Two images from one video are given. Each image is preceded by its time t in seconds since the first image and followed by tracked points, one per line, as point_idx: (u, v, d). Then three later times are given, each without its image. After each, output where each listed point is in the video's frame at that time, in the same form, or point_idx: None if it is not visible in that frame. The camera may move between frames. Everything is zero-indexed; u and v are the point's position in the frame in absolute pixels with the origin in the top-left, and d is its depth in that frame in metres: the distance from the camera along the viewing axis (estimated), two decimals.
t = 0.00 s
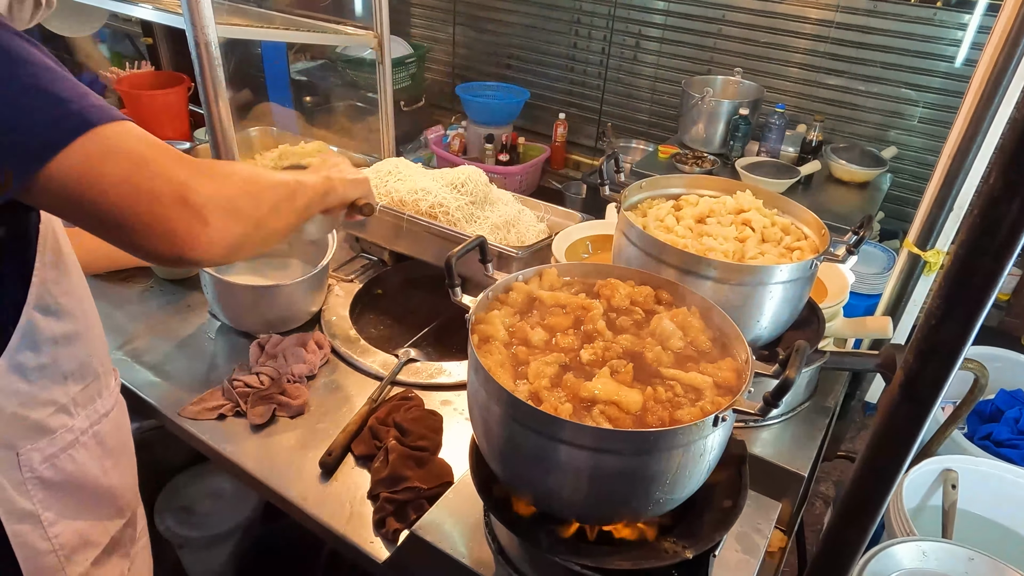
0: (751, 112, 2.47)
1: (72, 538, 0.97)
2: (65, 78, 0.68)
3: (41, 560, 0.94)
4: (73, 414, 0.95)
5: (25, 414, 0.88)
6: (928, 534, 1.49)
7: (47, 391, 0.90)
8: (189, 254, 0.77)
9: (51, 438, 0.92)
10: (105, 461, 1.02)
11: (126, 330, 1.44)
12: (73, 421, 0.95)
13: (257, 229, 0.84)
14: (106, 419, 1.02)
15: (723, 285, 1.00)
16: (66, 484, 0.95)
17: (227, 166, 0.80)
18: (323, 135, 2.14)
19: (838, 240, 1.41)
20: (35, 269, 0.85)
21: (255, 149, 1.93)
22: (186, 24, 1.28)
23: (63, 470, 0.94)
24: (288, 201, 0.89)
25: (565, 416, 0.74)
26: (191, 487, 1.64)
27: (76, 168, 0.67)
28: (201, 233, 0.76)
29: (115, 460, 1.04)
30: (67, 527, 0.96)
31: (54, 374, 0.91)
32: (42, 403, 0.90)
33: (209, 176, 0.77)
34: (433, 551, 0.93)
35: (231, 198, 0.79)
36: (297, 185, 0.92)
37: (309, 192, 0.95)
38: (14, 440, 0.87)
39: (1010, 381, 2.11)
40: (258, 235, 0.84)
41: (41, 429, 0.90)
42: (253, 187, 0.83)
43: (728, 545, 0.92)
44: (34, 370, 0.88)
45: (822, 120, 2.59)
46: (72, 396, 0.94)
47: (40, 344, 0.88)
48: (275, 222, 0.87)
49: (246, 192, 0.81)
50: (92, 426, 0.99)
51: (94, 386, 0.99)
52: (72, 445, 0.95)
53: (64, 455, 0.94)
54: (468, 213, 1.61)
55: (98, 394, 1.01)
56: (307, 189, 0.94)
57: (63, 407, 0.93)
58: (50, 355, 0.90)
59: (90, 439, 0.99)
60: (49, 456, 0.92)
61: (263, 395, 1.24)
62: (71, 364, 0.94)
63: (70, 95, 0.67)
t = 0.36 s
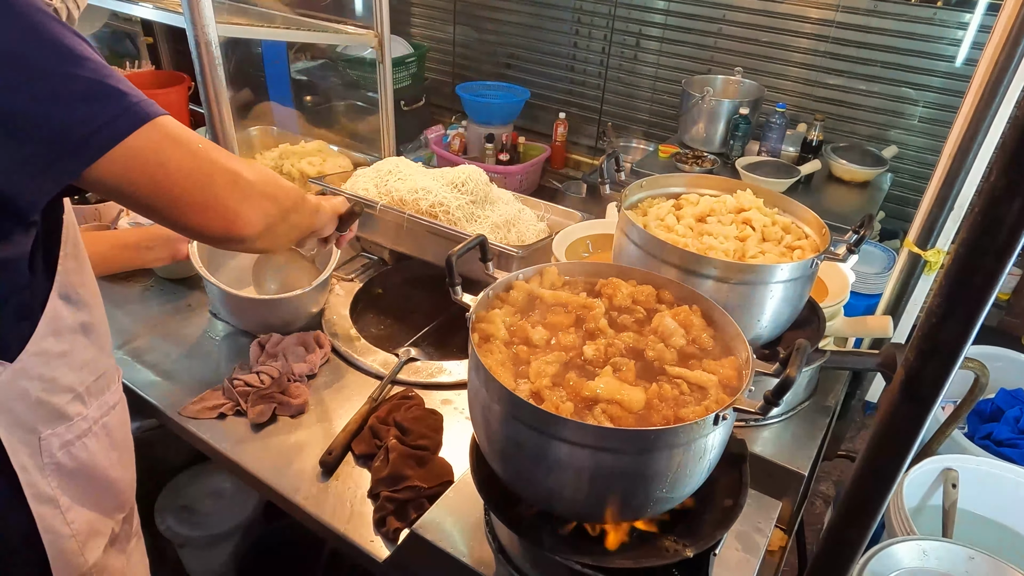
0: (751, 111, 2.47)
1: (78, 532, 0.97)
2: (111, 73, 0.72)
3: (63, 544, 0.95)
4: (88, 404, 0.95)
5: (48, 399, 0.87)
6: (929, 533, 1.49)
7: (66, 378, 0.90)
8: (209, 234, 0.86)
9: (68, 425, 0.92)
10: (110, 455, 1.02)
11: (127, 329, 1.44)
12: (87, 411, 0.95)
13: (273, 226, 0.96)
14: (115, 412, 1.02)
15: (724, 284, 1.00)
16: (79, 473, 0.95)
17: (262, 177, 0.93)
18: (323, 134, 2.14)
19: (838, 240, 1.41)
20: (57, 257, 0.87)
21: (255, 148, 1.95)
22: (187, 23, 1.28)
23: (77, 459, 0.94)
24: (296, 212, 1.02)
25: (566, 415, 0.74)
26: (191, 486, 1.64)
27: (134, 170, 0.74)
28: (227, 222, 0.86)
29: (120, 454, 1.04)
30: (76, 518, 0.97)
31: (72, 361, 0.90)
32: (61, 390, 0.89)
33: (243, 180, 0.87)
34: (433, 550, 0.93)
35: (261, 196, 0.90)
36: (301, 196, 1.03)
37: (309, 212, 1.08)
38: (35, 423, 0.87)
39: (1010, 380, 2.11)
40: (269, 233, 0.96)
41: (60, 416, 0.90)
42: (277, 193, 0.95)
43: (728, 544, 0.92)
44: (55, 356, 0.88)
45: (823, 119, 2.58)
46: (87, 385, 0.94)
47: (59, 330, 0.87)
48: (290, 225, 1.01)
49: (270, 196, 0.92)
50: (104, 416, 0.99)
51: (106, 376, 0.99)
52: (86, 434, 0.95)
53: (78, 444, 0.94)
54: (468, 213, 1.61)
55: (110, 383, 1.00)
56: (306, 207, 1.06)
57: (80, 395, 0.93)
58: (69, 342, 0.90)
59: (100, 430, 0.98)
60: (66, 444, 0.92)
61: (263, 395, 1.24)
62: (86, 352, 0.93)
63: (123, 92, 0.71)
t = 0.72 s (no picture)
0: (752, 111, 2.47)
1: (74, 533, 0.97)
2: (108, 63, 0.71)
3: (57, 547, 0.95)
4: (86, 405, 0.95)
5: (44, 401, 0.87)
6: (930, 534, 1.49)
7: (63, 380, 0.89)
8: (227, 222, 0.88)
9: (66, 427, 0.91)
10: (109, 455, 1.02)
11: (127, 329, 1.44)
12: (85, 412, 0.95)
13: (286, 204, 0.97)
14: (114, 413, 1.01)
15: (725, 284, 1.00)
16: (76, 476, 0.95)
17: (265, 154, 0.93)
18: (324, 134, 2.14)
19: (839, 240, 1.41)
20: (53, 255, 0.88)
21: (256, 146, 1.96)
22: (188, 22, 1.28)
23: (74, 461, 0.94)
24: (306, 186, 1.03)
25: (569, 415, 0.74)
26: (192, 485, 1.64)
27: (145, 162, 0.75)
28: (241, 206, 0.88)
29: (119, 454, 1.04)
30: (74, 520, 0.97)
31: (69, 364, 0.90)
32: (58, 392, 0.89)
33: (246, 162, 0.87)
34: (434, 550, 0.93)
35: (267, 179, 0.91)
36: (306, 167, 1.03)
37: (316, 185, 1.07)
38: (31, 426, 0.87)
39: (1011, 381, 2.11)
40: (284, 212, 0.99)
41: (57, 419, 0.90)
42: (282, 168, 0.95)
43: (730, 544, 0.92)
44: (51, 359, 0.87)
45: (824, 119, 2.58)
46: (85, 387, 0.94)
47: (55, 333, 0.87)
48: (300, 202, 1.02)
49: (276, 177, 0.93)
50: (102, 418, 0.98)
51: (105, 377, 0.99)
52: (84, 436, 0.95)
53: (76, 445, 0.94)
54: (469, 212, 1.61)
55: (109, 384, 1.00)
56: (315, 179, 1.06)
57: (77, 397, 0.93)
58: (66, 344, 0.89)
59: (100, 431, 0.98)
60: (62, 446, 0.91)
61: (264, 394, 1.24)
62: (85, 353, 0.93)
63: (125, 85, 0.71)
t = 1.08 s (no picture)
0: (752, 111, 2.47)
1: (56, 540, 0.95)
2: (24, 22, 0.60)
3: (47, 552, 0.94)
4: (71, 409, 0.95)
5: (19, 408, 0.87)
6: (930, 536, 1.49)
7: (42, 386, 0.90)
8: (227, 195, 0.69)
9: (46, 433, 0.91)
10: (103, 457, 1.02)
11: (127, 330, 1.44)
12: (70, 416, 0.95)
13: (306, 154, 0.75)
14: (105, 416, 1.02)
15: (725, 287, 1.00)
16: (60, 480, 0.94)
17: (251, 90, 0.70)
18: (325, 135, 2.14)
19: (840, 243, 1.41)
20: (31, 261, 0.85)
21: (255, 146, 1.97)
22: (188, 24, 1.28)
23: (58, 465, 0.94)
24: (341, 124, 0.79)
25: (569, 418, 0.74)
26: (192, 485, 1.64)
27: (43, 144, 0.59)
28: (230, 171, 0.67)
29: (113, 457, 1.03)
30: (56, 525, 0.95)
31: (48, 369, 0.90)
32: (36, 398, 0.89)
33: (214, 110, 0.66)
34: (434, 552, 0.93)
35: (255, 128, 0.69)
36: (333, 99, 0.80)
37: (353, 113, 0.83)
38: (8, 432, 0.86)
39: (1012, 382, 2.11)
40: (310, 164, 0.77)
41: (36, 424, 0.90)
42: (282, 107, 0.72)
43: (730, 547, 0.92)
44: (28, 365, 0.87)
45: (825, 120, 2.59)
46: (68, 391, 0.94)
47: (34, 337, 0.87)
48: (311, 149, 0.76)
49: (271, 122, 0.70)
50: (90, 422, 0.99)
51: (94, 381, 0.99)
52: (68, 441, 0.95)
53: (59, 450, 0.93)
54: (470, 214, 1.61)
55: (98, 389, 1.00)
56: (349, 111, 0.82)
57: (59, 402, 0.93)
58: (46, 349, 0.90)
59: (88, 434, 0.99)
60: (44, 451, 0.91)
61: (264, 396, 1.24)
62: (66, 356, 0.93)
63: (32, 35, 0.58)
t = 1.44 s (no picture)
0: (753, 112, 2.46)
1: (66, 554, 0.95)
2: None
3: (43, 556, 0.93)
4: (92, 428, 0.95)
5: (37, 432, 0.86)
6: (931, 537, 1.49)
7: (61, 407, 0.89)
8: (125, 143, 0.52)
9: (65, 455, 0.91)
10: (126, 474, 1.02)
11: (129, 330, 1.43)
12: (91, 435, 0.95)
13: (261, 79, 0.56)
14: (131, 432, 1.02)
15: (727, 289, 1.00)
16: (82, 499, 0.95)
17: None
18: (326, 135, 2.14)
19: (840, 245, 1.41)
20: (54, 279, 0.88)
21: (256, 146, 2.03)
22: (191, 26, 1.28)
23: (79, 485, 0.94)
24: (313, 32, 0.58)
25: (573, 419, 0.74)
26: (194, 486, 1.64)
27: None
28: (122, 116, 0.49)
29: (135, 472, 1.03)
30: (75, 546, 0.96)
31: (66, 390, 0.90)
32: (56, 419, 0.89)
33: (96, 19, 0.47)
34: (436, 552, 0.93)
35: (170, 45, 0.49)
36: None
37: None
38: (25, 457, 0.86)
39: (1012, 384, 2.11)
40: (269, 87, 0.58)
41: (55, 446, 0.89)
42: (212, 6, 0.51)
43: (733, 548, 0.92)
44: (46, 387, 0.87)
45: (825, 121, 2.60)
46: (88, 411, 0.94)
47: (54, 358, 0.87)
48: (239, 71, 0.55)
49: (202, 37, 0.51)
50: (113, 439, 0.99)
51: (116, 398, 0.99)
52: (90, 461, 0.95)
53: (80, 470, 0.93)
54: (471, 214, 1.61)
55: (121, 405, 1.00)
56: None
57: (79, 422, 0.92)
58: (66, 370, 0.89)
59: (110, 451, 0.98)
60: (63, 473, 0.91)
61: (266, 397, 1.24)
62: (85, 374, 0.92)
63: None
